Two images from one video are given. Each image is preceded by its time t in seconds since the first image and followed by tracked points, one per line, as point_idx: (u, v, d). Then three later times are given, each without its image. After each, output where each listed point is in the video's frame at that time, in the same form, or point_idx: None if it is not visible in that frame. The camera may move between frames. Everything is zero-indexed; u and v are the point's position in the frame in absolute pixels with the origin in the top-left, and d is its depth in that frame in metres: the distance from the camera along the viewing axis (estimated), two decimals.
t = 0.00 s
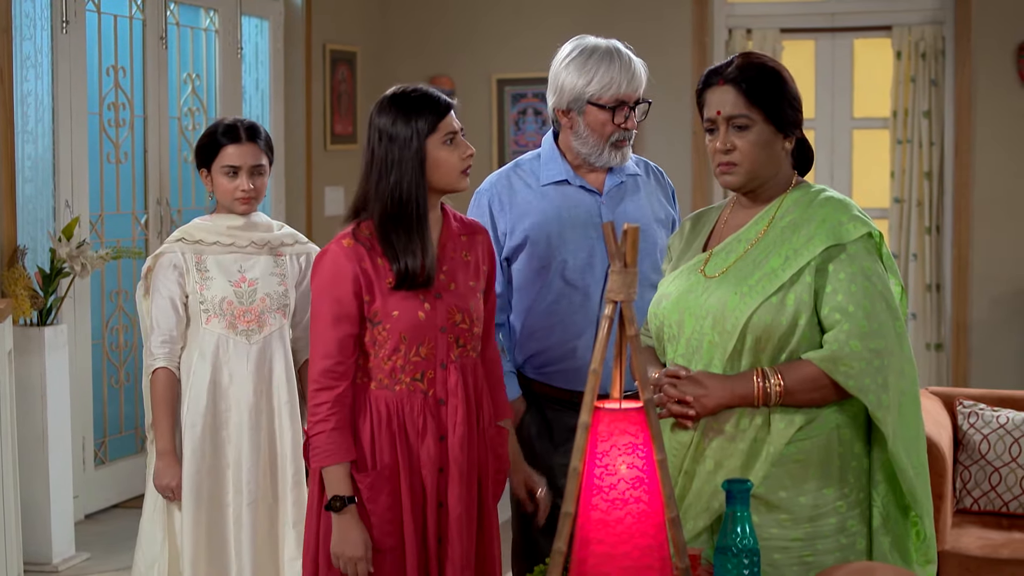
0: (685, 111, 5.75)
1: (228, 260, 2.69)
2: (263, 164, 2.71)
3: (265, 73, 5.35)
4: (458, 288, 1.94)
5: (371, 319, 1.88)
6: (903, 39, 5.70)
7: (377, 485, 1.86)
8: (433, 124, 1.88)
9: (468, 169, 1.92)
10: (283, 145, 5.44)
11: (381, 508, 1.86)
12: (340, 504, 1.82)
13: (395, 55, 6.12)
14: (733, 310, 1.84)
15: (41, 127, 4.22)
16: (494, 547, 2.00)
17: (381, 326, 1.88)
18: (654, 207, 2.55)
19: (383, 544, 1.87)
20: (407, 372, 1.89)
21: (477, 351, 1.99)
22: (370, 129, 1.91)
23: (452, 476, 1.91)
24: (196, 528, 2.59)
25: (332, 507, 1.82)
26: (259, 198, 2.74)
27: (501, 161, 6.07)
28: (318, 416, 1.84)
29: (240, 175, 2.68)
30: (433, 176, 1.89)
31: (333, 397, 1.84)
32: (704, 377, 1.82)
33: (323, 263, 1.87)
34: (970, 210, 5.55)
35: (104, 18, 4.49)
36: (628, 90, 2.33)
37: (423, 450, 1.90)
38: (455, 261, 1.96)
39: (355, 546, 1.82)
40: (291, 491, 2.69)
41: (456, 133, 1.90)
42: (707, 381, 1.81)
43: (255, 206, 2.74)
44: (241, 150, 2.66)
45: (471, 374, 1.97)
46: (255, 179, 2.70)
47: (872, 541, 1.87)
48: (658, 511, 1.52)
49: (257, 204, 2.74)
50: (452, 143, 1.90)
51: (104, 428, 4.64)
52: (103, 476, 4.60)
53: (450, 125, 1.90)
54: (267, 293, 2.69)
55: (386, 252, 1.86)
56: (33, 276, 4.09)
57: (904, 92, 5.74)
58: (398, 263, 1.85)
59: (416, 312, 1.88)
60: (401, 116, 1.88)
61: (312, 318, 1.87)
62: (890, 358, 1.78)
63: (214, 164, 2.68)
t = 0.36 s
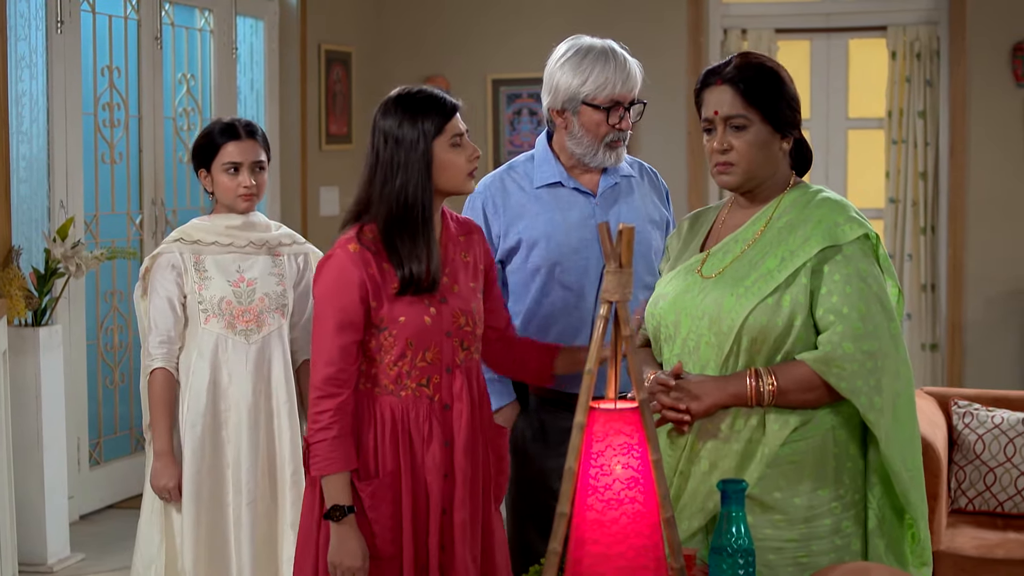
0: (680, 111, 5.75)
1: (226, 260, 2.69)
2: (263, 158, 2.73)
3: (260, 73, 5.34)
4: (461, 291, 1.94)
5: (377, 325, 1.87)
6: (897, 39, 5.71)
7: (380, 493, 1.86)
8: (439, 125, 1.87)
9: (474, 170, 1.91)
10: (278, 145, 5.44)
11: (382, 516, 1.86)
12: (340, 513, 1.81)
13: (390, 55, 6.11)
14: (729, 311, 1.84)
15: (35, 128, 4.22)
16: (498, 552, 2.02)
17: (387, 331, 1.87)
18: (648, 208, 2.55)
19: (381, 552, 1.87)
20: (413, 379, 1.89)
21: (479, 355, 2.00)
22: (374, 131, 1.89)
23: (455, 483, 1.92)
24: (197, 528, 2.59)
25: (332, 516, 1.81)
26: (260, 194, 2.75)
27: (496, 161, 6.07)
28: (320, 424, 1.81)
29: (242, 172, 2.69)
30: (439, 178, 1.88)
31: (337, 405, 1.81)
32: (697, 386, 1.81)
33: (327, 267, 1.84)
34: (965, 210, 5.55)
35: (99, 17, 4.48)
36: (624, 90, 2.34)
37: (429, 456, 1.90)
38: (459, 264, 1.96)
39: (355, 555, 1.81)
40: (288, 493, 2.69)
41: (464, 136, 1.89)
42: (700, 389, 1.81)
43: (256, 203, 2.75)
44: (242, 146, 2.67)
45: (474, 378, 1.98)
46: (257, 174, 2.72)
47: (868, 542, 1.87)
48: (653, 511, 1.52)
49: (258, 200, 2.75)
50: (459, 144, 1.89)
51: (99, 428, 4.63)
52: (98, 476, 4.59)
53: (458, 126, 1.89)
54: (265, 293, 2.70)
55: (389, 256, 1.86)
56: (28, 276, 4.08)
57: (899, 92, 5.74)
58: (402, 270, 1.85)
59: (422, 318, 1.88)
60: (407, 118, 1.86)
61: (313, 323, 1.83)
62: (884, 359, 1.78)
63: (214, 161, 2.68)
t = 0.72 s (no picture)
0: (679, 111, 5.75)
1: (226, 261, 2.69)
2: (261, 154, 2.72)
3: (257, 73, 5.34)
4: (488, 290, 1.97)
5: (407, 328, 1.90)
6: (895, 39, 5.71)
7: (410, 495, 1.90)
8: (475, 128, 1.87)
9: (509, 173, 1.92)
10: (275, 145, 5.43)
11: (412, 517, 1.89)
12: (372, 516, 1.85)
13: (388, 54, 6.10)
14: (716, 309, 1.90)
15: (32, 128, 4.22)
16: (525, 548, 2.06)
17: (418, 334, 1.90)
18: (647, 208, 2.55)
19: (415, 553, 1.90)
20: (444, 380, 1.92)
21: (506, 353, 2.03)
22: (409, 134, 1.89)
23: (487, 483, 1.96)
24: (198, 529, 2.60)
25: (364, 518, 1.85)
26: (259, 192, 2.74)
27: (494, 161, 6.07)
28: (351, 427, 1.84)
29: (241, 167, 2.68)
30: (475, 182, 1.88)
31: (368, 409, 1.84)
32: (683, 382, 1.89)
33: (358, 269, 1.86)
34: (963, 210, 5.55)
35: (96, 17, 4.47)
36: (623, 89, 2.34)
37: (459, 457, 1.93)
38: (486, 264, 1.99)
39: (387, 557, 1.84)
40: (287, 492, 2.71)
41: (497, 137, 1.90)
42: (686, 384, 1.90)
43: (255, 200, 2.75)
44: (240, 142, 2.67)
45: (501, 377, 2.01)
46: (256, 170, 2.71)
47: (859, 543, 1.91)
48: (651, 511, 1.52)
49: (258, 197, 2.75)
50: (494, 146, 1.90)
51: (97, 429, 4.63)
52: (96, 476, 4.59)
53: (491, 128, 1.89)
54: (265, 293, 2.71)
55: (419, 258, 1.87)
56: (26, 276, 4.08)
57: (896, 92, 5.74)
58: (438, 274, 1.87)
59: (452, 319, 1.91)
60: (442, 120, 1.86)
61: (344, 326, 1.86)
62: (870, 358, 1.81)
63: (213, 158, 2.67)
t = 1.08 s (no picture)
0: (679, 111, 5.75)
1: (229, 261, 2.70)
2: (263, 153, 2.74)
3: (257, 73, 5.34)
4: (513, 289, 2.00)
5: (439, 329, 1.92)
6: (895, 39, 5.71)
7: (446, 496, 1.92)
8: (500, 129, 1.88)
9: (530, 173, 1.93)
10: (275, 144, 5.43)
11: (450, 518, 1.91)
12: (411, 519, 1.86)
13: (389, 54, 6.10)
14: (712, 312, 1.92)
15: (32, 128, 4.22)
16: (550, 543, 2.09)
17: (449, 335, 1.92)
18: (647, 209, 2.55)
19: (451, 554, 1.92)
20: (475, 380, 1.94)
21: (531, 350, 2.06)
22: (434, 134, 1.90)
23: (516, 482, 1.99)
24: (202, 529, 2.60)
25: (402, 521, 1.85)
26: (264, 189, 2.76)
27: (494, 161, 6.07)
28: (385, 431, 1.85)
29: (245, 166, 2.70)
30: (499, 182, 1.89)
31: (403, 413, 1.85)
32: (677, 389, 1.91)
33: (387, 273, 1.87)
34: (963, 210, 5.55)
35: (96, 17, 4.47)
36: (624, 89, 2.34)
37: (495, 457, 1.96)
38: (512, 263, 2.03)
39: (428, 558, 1.86)
40: (291, 491, 2.72)
41: (519, 137, 1.91)
42: (682, 391, 1.91)
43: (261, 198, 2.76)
44: (244, 141, 2.70)
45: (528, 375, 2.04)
46: (259, 168, 2.73)
47: (855, 545, 1.92)
48: (650, 511, 1.52)
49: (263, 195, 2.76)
50: (516, 147, 1.90)
51: (97, 428, 4.63)
52: (96, 475, 4.59)
53: (513, 128, 1.90)
54: (268, 293, 2.73)
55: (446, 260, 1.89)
56: (26, 277, 4.08)
57: (896, 92, 5.74)
58: (467, 278, 1.89)
59: (482, 319, 1.93)
60: (468, 120, 1.88)
61: (375, 330, 1.86)
62: (864, 365, 1.82)
63: (217, 158, 2.69)
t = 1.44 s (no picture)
0: (679, 111, 5.75)
1: (237, 261, 2.71)
2: (269, 153, 2.75)
3: (257, 73, 5.34)
4: (513, 287, 2.02)
5: (445, 329, 1.92)
6: (895, 39, 5.71)
7: (460, 496, 1.92)
8: (494, 128, 1.89)
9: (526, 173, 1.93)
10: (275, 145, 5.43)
11: (464, 518, 1.91)
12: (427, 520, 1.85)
13: (389, 54, 6.10)
14: (711, 314, 1.92)
15: (32, 128, 4.22)
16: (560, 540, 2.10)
17: (456, 334, 1.92)
18: (649, 209, 2.55)
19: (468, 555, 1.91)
20: (482, 379, 1.96)
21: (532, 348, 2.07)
22: (429, 133, 1.92)
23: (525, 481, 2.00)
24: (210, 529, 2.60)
25: (417, 524, 1.84)
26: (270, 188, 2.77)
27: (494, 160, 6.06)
28: (396, 434, 1.84)
29: (252, 166, 2.71)
30: (494, 181, 1.90)
31: (415, 413, 1.84)
32: (676, 390, 1.92)
33: (391, 277, 1.86)
34: (963, 211, 5.55)
35: (96, 18, 4.48)
36: (626, 90, 2.34)
37: (506, 455, 1.98)
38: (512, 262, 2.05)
39: (444, 559, 1.85)
40: (299, 491, 2.73)
41: (515, 137, 1.92)
42: (682, 392, 1.91)
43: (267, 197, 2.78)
44: (251, 141, 2.71)
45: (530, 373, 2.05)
46: (265, 168, 2.74)
47: (854, 545, 1.93)
48: (651, 511, 1.52)
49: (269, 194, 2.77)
50: (511, 146, 1.91)
51: (97, 428, 4.62)
52: (96, 475, 4.59)
53: (509, 128, 1.91)
54: (277, 293, 2.73)
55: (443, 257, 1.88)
56: (26, 277, 4.08)
57: (896, 92, 5.74)
58: (465, 275, 1.88)
59: (486, 318, 1.94)
60: (462, 120, 1.89)
61: (382, 333, 1.86)
62: (864, 367, 1.83)
63: (224, 158, 2.70)
